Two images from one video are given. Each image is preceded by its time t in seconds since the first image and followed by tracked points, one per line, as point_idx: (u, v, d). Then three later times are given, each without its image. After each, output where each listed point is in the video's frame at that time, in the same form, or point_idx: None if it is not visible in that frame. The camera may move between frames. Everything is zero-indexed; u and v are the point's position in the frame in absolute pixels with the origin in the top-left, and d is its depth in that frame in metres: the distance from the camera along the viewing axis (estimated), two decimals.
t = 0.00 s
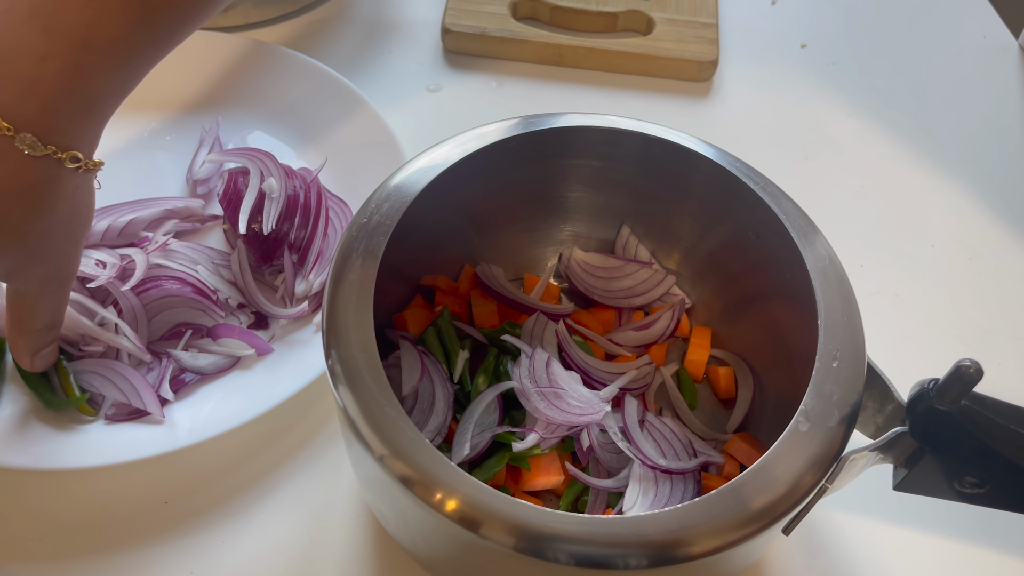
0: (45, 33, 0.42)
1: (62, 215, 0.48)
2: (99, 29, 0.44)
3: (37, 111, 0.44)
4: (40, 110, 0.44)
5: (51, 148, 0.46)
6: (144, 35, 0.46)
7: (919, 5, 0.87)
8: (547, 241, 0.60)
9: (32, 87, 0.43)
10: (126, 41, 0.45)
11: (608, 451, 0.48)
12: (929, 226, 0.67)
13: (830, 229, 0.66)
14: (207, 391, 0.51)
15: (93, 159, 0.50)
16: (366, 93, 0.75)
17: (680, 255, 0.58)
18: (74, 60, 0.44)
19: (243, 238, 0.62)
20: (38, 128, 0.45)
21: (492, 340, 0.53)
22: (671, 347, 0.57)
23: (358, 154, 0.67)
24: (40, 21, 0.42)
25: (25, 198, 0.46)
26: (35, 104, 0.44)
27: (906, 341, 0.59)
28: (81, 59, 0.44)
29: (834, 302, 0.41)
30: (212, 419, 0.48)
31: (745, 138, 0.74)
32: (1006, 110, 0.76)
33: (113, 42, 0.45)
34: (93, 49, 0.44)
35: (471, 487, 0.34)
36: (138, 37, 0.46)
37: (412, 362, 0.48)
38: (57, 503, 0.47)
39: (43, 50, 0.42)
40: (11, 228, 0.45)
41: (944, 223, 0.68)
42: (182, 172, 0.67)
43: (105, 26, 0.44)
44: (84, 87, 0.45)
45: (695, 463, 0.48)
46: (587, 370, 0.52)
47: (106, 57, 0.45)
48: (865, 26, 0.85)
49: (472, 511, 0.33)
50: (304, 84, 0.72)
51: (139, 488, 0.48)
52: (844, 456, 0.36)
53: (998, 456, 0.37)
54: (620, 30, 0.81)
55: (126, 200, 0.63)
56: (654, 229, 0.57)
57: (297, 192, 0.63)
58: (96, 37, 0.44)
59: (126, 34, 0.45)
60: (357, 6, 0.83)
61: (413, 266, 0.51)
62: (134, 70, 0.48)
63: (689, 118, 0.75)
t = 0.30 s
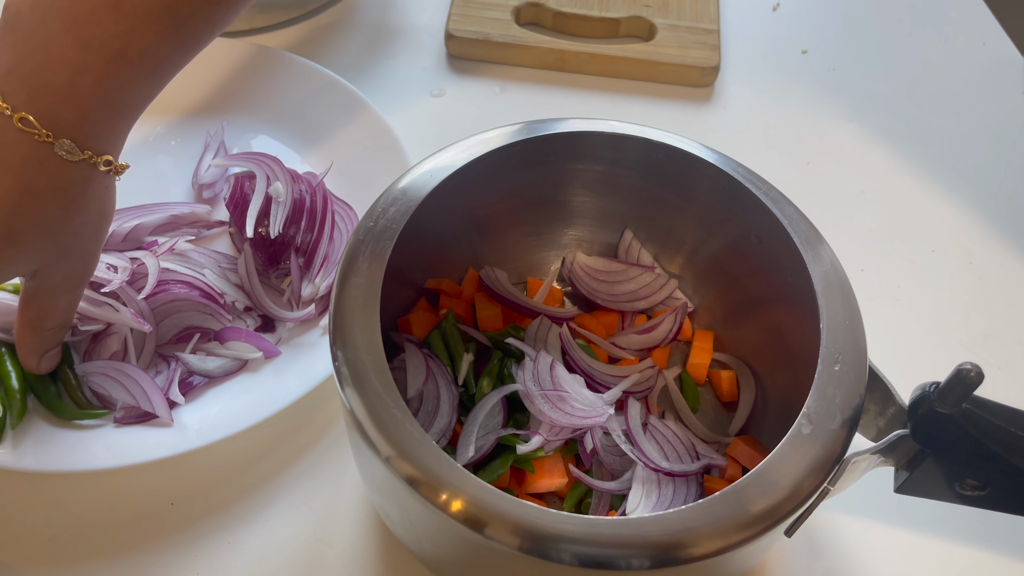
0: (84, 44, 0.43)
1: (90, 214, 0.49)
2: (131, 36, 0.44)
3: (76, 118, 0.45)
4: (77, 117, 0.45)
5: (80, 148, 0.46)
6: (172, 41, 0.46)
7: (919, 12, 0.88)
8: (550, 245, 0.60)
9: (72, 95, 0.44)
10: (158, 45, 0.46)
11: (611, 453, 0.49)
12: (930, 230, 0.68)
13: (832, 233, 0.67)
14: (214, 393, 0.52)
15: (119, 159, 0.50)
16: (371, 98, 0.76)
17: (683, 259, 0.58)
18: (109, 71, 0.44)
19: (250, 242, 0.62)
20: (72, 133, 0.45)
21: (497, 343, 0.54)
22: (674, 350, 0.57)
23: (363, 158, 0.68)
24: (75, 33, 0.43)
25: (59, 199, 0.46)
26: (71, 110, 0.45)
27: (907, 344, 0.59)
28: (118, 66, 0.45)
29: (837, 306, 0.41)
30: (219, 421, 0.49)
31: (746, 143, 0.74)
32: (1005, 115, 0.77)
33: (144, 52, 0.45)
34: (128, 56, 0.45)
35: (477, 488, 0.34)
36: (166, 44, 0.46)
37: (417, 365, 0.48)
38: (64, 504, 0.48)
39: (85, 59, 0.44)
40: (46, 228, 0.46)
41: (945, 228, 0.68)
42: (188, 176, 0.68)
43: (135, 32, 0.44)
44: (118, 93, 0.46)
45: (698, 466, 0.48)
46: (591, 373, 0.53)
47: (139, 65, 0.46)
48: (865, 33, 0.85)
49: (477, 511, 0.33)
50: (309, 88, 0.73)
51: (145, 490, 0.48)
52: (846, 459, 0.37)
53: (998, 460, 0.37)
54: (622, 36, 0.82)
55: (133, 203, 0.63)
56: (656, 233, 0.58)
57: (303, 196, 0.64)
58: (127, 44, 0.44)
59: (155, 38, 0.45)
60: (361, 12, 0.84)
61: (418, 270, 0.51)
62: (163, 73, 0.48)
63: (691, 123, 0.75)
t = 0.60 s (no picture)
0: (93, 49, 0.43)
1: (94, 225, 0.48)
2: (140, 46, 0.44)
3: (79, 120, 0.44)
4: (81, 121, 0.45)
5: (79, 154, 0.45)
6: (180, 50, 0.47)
7: (918, 15, 0.88)
8: (553, 247, 0.60)
9: (79, 97, 0.44)
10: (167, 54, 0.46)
11: (614, 454, 0.49)
12: (930, 232, 0.68)
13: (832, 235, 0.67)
14: (218, 396, 0.52)
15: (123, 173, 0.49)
16: (373, 101, 0.76)
17: (685, 261, 0.58)
18: (115, 76, 0.44)
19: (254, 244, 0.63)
20: (74, 135, 0.45)
21: (500, 345, 0.54)
22: (676, 352, 0.57)
23: (366, 161, 0.68)
24: (84, 38, 0.43)
25: (63, 205, 0.46)
26: (77, 113, 0.44)
27: (908, 345, 0.59)
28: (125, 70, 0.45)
29: (840, 307, 0.41)
30: (223, 422, 0.49)
31: (747, 145, 0.75)
32: (1004, 119, 0.78)
33: (152, 60, 0.46)
34: (132, 62, 0.45)
35: (482, 488, 0.34)
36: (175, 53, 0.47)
37: (421, 366, 0.48)
38: (69, 505, 0.48)
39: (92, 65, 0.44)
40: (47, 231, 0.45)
41: (945, 230, 0.68)
42: (191, 179, 0.68)
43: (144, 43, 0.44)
44: (122, 97, 0.46)
45: (701, 466, 0.48)
46: (594, 375, 0.53)
47: (145, 72, 0.46)
48: (865, 36, 0.86)
49: (482, 511, 0.34)
50: (312, 91, 0.73)
51: (150, 491, 0.49)
52: (850, 459, 0.37)
53: (1002, 460, 0.38)
54: (623, 40, 0.82)
55: (138, 206, 0.64)
56: (659, 235, 0.58)
57: (306, 199, 0.64)
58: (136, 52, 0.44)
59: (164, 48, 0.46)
60: (363, 15, 0.84)
61: (422, 271, 0.52)
62: (171, 85, 0.48)
63: (691, 126, 0.76)
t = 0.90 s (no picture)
0: (115, 72, 0.41)
1: (116, 244, 0.46)
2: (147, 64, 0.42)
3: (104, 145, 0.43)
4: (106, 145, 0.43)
5: (105, 170, 0.43)
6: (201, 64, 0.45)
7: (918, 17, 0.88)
8: (557, 249, 0.61)
9: (103, 124, 0.42)
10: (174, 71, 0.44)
11: (621, 456, 0.49)
12: (932, 233, 0.68)
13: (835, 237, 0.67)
14: (219, 401, 0.52)
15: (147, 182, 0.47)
16: (376, 103, 0.76)
17: (689, 262, 0.58)
18: (154, 99, 0.43)
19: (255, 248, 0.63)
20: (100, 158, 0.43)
21: (506, 347, 0.54)
22: (680, 353, 0.58)
23: (369, 164, 0.68)
24: (119, 65, 0.41)
25: (87, 226, 0.44)
26: (121, 140, 0.43)
27: (912, 345, 0.59)
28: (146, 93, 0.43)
29: (846, 308, 0.41)
30: (225, 428, 0.49)
31: (748, 146, 0.75)
32: (1004, 119, 0.78)
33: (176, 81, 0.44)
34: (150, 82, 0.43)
35: (490, 488, 0.34)
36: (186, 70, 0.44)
37: (427, 368, 0.48)
38: (75, 510, 0.48)
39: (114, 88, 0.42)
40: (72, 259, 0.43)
41: (946, 231, 0.69)
42: (194, 182, 0.68)
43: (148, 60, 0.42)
44: (145, 120, 0.44)
45: (707, 467, 0.48)
46: (600, 376, 0.53)
47: (162, 92, 0.44)
48: (865, 38, 0.86)
49: (490, 511, 0.34)
50: (314, 94, 0.73)
51: (156, 495, 0.48)
52: (858, 458, 0.37)
53: (1010, 458, 0.38)
54: (624, 42, 0.83)
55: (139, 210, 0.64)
56: (663, 237, 0.58)
57: (308, 203, 0.64)
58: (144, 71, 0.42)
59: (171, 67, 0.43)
60: (365, 18, 0.84)
61: (427, 273, 0.52)
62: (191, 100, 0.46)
63: (693, 128, 0.76)
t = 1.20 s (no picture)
0: (100, 84, 0.41)
1: (116, 250, 0.46)
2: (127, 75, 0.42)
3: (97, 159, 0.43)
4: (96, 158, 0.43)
5: (96, 181, 0.43)
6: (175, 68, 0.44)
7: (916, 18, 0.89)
8: (560, 253, 0.61)
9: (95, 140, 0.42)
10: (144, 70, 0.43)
11: (625, 459, 0.49)
12: (933, 235, 0.69)
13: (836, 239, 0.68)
14: (225, 403, 0.52)
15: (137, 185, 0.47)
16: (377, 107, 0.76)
17: (692, 264, 0.59)
18: (139, 109, 0.43)
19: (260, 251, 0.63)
20: (94, 170, 0.43)
21: (509, 350, 0.54)
22: (683, 356, 0.58)
23: (371, 168, 0.68)
24: (102, 76, 0.41)
25: (89, 236, 0.44)
26: (110, 150, 0.43)
27: (914, 347, 0.60)
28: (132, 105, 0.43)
29: (850, 310, 0.41)
30: (232, 431, 0.49)
31: (749, 149, 0.75)
32: (1003, 121, 0.78)
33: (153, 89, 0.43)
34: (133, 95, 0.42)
35: (495, 491, 0.34)
36: (163, 77, 0.43)
37: (432, 372, 0.48)
38: (80, 516, 0.47)
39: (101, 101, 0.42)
40: (79, 271, 0.43)
41: (947, 232, 0.69)
42: (196, 187, 0.68)
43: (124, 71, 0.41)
44: (133, 128, 0.44)
45: (711, 470, 0.48)
46: (603, 379, 0.53)
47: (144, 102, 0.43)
48: (864, 40, 0.86)
49: (496, 515, 0.34)
50: (315, 98, 0.73)
51: (160, 500, 0.48)
52: (863, 460, 0.37)
53: (1013, 460, 0.38)
54: (624, 45, 0.83)
55: (145, 212, 0.64)
56: (666, 240, 0.58)
57: (312, 206, 0.64)
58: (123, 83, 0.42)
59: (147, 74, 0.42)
60: (365, 22, 0.84)
61: (430, 278, 0.52)
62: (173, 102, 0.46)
63: (694, 131, 0.76)
